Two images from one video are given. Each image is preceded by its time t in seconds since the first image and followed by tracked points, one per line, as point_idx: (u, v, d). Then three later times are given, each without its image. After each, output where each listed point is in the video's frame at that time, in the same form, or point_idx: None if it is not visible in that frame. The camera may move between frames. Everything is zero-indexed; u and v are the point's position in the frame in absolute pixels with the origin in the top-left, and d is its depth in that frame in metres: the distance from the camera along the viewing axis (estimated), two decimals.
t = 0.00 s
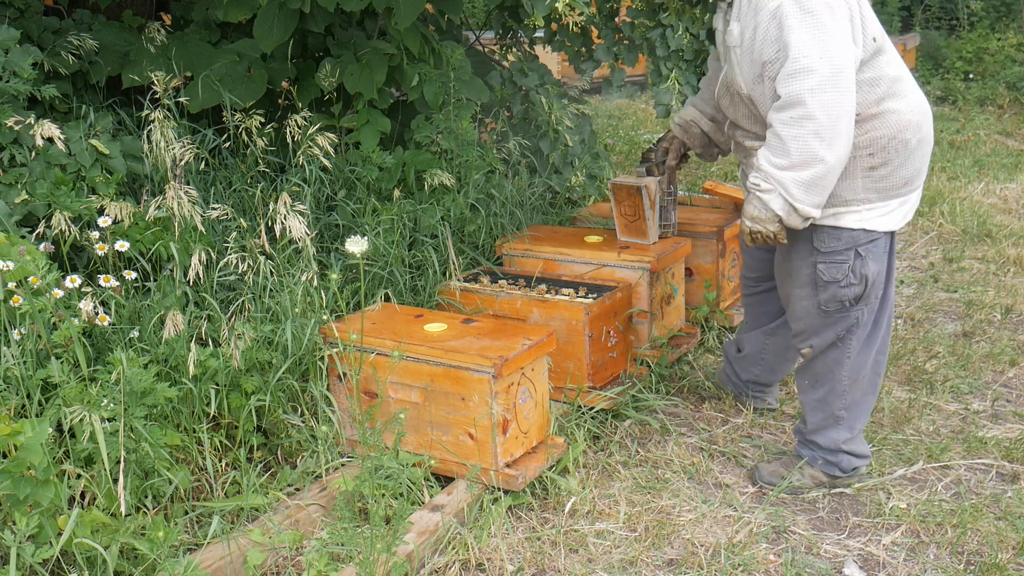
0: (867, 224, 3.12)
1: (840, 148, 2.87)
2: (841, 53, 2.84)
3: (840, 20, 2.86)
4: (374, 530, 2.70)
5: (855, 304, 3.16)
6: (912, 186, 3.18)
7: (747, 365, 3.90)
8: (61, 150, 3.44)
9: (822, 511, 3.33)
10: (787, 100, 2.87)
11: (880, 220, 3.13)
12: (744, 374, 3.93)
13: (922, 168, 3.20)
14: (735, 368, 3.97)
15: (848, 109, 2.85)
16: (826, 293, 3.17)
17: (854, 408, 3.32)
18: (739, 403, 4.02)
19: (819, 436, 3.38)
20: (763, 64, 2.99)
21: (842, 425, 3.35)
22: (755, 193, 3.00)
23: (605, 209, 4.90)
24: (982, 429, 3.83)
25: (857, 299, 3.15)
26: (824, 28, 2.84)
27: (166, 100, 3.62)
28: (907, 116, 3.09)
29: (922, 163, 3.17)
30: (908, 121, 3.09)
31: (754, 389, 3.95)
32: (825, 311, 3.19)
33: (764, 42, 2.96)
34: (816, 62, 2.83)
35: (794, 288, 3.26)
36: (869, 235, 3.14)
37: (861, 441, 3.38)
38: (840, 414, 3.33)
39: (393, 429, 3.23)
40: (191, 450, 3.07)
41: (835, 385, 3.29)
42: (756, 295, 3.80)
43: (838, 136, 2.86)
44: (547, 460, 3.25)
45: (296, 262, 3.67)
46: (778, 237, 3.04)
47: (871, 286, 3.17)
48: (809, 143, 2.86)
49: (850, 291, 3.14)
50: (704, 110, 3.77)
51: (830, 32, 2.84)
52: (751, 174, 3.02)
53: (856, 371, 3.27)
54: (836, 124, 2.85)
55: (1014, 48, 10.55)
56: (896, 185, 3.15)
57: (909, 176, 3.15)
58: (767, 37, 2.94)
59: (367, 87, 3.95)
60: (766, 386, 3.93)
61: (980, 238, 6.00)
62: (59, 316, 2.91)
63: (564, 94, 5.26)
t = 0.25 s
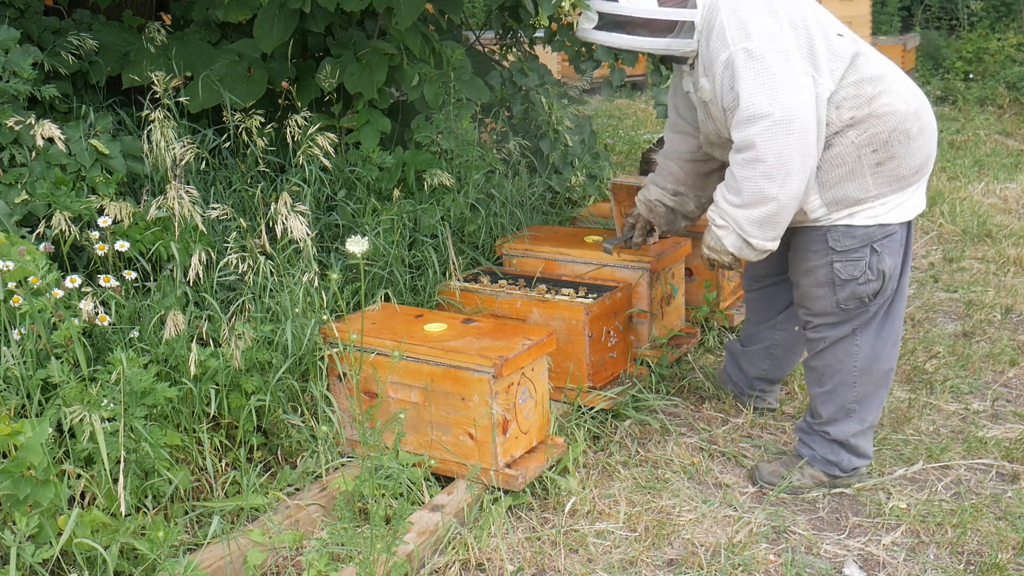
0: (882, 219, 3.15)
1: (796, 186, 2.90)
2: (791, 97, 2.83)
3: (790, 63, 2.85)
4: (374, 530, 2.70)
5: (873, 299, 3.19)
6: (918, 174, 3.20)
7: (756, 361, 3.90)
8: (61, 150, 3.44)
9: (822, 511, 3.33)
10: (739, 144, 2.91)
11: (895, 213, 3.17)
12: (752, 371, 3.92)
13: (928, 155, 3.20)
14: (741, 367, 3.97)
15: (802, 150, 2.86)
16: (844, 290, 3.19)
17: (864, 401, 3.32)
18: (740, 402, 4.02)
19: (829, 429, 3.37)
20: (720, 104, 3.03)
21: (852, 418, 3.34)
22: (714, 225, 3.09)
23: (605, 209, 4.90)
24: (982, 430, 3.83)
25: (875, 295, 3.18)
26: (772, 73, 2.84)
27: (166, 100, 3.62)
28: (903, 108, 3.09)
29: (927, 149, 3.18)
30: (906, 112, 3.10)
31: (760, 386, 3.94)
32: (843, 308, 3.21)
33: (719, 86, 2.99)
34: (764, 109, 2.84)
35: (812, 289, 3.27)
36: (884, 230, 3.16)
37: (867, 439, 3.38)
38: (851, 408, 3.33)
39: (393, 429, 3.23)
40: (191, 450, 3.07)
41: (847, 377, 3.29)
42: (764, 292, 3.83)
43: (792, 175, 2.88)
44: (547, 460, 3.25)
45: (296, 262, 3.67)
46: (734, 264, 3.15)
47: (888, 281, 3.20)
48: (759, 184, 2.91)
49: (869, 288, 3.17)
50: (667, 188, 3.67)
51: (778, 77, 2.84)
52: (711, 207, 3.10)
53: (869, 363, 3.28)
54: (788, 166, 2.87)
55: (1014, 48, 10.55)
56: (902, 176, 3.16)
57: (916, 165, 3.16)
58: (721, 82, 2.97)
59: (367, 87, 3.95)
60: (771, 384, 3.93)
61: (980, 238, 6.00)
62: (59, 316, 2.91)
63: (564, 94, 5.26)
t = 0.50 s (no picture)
0: (880, 217, 3.16)
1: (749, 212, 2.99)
2: (747, 133, 2.88)
3: (749, 99, 2.88)
4: (374, 530, 2.70)
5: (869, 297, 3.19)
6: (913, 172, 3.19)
7: (756, 358, 3.90)
8: (61, 150, 3.44)
9: (822, 511, 3.33)
10: (694, 172, 3.00)
11: (892, 210, 3.17)
12: (752, 369, 3.93)
13: (922, 150, 3.19)
14: (742, 365, 3.97)
15: (756, 181, 2.93)
16: (841, 289, 3.20)
17: (863, 399, 3.32)
18: (740, 402, 4.02)
19: (828, 427, 3.37)
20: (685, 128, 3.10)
21: (851, 415, 3.34)
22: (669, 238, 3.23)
23: (605, 209, 4.90)
24: (982, 429, 3.83)
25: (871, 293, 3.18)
26: (730, 110, 2.87)
27: (166, 100, 3.62)
28: (890, 108, 3.08)
29: (922, 145, 3.17)
30: (897, 112, 3.09)
31: (761, 384, 3.94)
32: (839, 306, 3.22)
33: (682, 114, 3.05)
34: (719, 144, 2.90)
35: (811, 288, 3.28)
36: (880, 229, 3.17)
37: (866, 438, 3.37)
38: (849, 405, 3.33)
39: (393, 429, 3.23)
40: (191, 450, 3.07)
41: (844, 374, 3.30)
42: (761, 290, 3.84)
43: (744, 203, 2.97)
44: (547, 460, 3.25)
45: (297, 262, 3.67)
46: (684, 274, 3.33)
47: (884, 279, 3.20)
48: (712, 210, 3.01)
49: (866, 286, 3.18)
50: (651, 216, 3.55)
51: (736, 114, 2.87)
52: (667, 220, 3.23)
53: (865, 359, 3.28)
54: (740, 195, 2.96)
55: (1014, 48, 10.55)
56: (898, 174, 3.15)
57: (911, 161, 3.15)
58: (683, 112, 3.02)
59: (367, 87, 3.94)
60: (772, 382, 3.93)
61: (980, 238, 6.00)
62: (59, 316, 2.91)
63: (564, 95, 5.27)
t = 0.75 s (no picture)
0: (867, 216, 3.16)
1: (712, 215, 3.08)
2: (714, 143, 2.94)
3: (719, 110, 2.92)
4: (374, 530, 2.70)
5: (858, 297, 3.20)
6: (901, 172, 3.19)
7: (754, 357, 3.91)
8: (61, 150, 3.44)
9: (822, 511, 3.33)
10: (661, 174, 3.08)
11: (881, 210, 3.17)
12: (751, 368, 3.93)
13: (910, 150, 3.18)
14: (741, 365, 3.98)
15: (719, 188, 3.01)
16: (829, 289, 3.21)
17: (859, 398, 3.32)
18: (739, 402, 4.03)
19: (823, 426, 3.38)
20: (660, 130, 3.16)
21: (847, 415, 3.34)
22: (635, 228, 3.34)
23: (605, 209, 4.90)
24: (982, 429, 3.83)
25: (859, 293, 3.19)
26: (699, 120, 2.92)
27: (166, 100, 3.62)
28: (873, 110, 3.08)
29: (910, 144, 3.17)
30: (882, 113, 3.09)
31: (760, 384, 3.94)
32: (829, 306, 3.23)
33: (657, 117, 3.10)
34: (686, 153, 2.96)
35: (801, 288, 3.29)
36: (868, 229, 3.17)
37: (864, 438, 3.38)
38: (845, 404, 3.33)
39: (393, 429, 3.23)
40: (191, 450, 3.07)
41: (836, 373, 3.30)
42: (757, 290, 3.85)
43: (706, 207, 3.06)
44: (547, 460, 3.25)
45: (296, 262, 3.67)
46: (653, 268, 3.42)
47: (873, 278, 3.20)
48: (675, 211, 3.10)
49: (854, 286, 3.18)
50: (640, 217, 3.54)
51: (704, 124, 2.92)
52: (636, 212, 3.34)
53: (857, 358, 3.28)
54: (703, 199, 3.04)
55: (1014, 48, 10.55)
56: (885, 174, 3.15)
57: (897, 161, 3.15)
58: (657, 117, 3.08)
59: (367, 87, 3.94)
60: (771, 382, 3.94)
61: (980, 238, 6.00)
62: (59, 316, 2.91)
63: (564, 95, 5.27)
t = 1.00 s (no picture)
0: (857, 215, 3.15)
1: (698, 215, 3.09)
2: (697, 142, 2.95)
3: (702, 110, 2.93)
4: (374, 530, 2.70)
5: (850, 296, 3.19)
6: (890, 171, 3.18)
7: (752, 357, 3.91)
8: (61, 150, 3.44)
9: (822, 511, 3.33)
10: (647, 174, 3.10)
11: (870, 208, 3.16)
12: (749, 368, 3.93)
13: (899, 149, 3.17)
14: (739, 365, 3.98)
15: (703, 187, 3.02)
16: (821, 289, 3.21)
17: (856, 397, 3.33)
18: (739, 402, 4.02)
19: (819, 427, 3.38)
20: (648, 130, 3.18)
21: (845, 415, 3.34)
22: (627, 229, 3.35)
23: (605, 209, 4.90)
24: (982, 429, 3.83)
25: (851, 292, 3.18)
26: (683, 120, 2.94)
27: (166, 100, 3.62)
28: (860, 109, 3.08)
29: (899, 143, 3.17)
30: (869, 112, 3.09)
31: (760, 384, 3.94)
32: (821, 306, 3.23)
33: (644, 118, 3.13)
34: (669, 153, 2.98)
35: (792, 288, 3.29)
36: (857, 227, 3.16)
37: (863, 437, 3.38)
38: (842, 404, 3.33)
39: (393, 429, 3.23)
40: (191, 450, 3.07)
41: (832, 373, 3.31)
42: (753, 289, 3.85)
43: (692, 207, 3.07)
44: (547, 460, 3.25)
45: (297, 262, 3.67)
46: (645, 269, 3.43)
47: (865, 277, 3.19)
48: (661, 211, 3.12)
49: (845, 285, 3.18)
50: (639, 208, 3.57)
51: (687, 125, 2.94)
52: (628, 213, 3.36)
53: (852, 357, 3.29)
54: (688, 199, 3.05)
55: (1014, 48, 10.55)
56: (873, 173, 3.14)
57: (885, 160, 3.14)
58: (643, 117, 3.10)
59: (368, 87, 3.94)
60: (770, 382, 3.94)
61: (980, 238, 6.00)
62: (59, 316, 2.91)
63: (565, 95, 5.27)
